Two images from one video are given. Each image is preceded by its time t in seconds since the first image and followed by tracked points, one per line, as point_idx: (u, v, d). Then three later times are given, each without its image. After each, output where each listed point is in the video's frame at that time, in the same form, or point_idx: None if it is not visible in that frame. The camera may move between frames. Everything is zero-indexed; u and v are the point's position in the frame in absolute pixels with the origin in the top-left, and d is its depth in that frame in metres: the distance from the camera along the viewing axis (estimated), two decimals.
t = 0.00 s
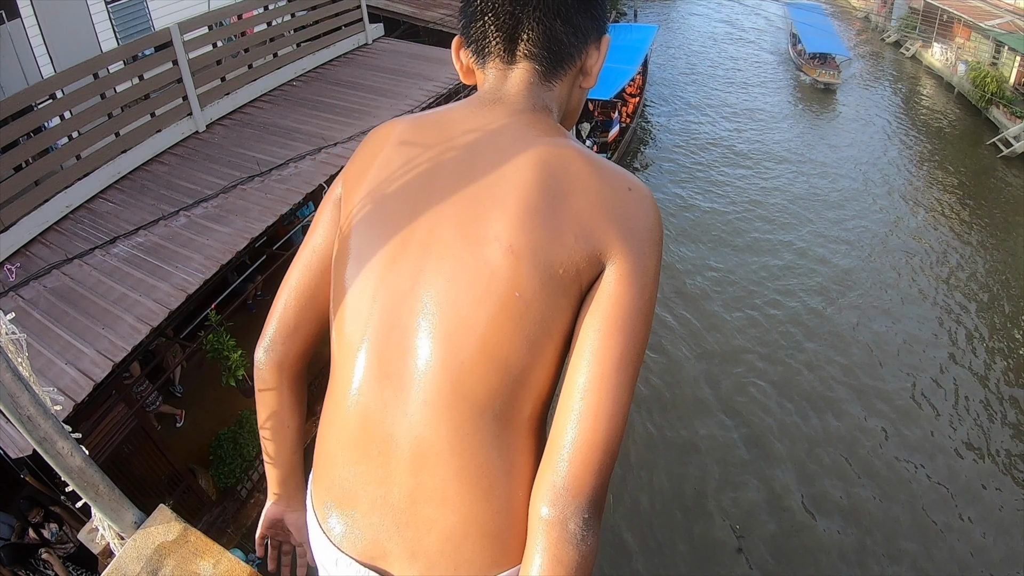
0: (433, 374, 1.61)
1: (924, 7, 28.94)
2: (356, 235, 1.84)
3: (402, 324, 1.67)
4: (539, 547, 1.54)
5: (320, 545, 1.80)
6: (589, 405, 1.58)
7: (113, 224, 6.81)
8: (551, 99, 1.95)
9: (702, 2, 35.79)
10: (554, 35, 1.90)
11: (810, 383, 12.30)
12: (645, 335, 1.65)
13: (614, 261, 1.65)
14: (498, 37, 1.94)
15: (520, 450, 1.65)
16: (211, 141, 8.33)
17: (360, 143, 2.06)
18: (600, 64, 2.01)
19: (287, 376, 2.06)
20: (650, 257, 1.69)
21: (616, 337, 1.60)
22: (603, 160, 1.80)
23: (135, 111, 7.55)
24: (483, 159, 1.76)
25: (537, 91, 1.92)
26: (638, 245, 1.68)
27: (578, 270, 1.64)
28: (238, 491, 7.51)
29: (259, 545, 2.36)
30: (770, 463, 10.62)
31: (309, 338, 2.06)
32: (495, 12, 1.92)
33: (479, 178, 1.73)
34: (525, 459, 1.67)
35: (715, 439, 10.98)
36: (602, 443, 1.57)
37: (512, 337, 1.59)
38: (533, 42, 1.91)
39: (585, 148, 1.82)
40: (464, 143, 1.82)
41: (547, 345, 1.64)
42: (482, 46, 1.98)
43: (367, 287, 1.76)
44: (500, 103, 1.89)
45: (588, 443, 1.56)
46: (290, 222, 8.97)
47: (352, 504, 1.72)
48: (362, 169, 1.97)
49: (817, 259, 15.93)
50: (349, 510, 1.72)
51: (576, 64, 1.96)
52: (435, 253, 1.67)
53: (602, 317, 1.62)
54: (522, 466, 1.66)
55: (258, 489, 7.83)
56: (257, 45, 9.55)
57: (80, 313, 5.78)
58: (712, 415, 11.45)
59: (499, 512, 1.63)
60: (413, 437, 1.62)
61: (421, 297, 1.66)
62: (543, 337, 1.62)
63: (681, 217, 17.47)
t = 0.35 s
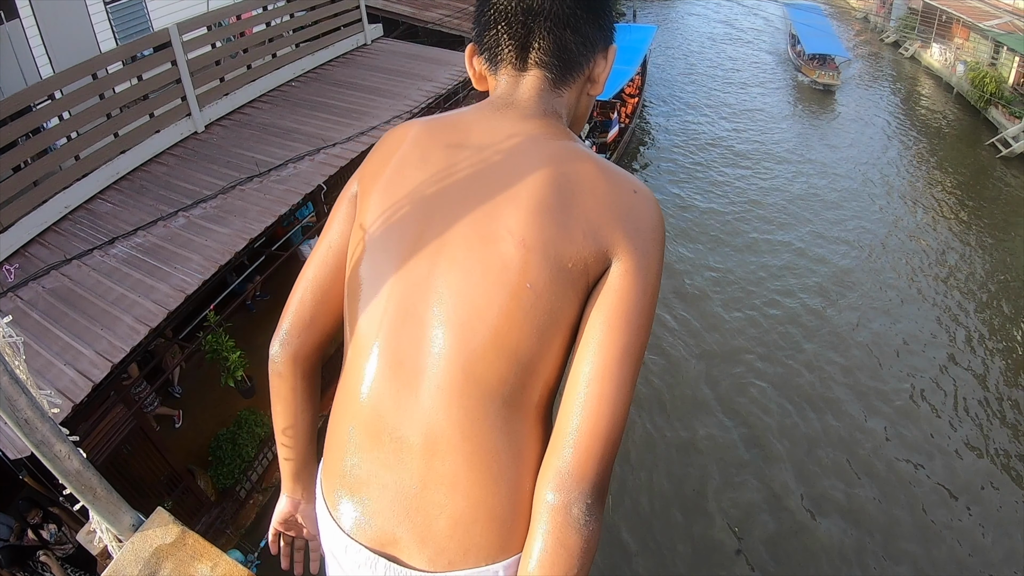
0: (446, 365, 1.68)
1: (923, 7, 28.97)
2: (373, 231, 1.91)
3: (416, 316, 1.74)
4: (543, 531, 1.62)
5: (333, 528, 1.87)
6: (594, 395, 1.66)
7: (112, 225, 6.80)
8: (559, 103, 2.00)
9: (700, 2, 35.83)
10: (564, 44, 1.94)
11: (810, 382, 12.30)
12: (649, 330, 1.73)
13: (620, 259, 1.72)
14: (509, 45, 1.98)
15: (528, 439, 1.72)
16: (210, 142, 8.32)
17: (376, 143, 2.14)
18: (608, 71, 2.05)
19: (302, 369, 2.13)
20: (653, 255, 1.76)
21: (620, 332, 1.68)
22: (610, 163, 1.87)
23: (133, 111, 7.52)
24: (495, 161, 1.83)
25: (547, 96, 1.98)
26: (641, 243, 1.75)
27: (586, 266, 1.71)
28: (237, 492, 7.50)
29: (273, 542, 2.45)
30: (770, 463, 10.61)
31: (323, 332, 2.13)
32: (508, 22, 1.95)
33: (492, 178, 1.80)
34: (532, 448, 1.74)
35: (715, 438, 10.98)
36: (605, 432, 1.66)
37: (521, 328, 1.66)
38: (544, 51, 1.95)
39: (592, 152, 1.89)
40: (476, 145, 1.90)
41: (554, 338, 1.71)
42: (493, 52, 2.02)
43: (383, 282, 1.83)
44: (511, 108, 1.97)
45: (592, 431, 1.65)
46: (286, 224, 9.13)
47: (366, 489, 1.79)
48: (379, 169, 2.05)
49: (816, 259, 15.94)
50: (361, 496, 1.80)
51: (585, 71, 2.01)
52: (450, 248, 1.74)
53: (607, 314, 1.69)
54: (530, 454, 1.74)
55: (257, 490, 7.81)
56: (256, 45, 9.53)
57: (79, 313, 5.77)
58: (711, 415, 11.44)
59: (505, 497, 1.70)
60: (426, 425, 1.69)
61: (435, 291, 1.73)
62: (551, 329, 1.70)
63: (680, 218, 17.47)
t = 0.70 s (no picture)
0: (462, 352, 1.77)
1: (921, 8, 29.01)
2: (392, 228, 2.00)
3: (433, 307, 1.83)
4: (556, 510, 1.70)
5: (345, 516, 1.89)
6: (603, 382, 1.76)
7: (110, 226, 6.79)
8: (569, 113, 2.13)
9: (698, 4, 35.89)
10: (575, 59, 2.09)
11: (808, 383, 12.30)
12: (652, 323, 1.83)
13: (626, 256, 1.84)
14: (525, 58, 2.12)
15: (537, 425, 1.80)
16: (208, 143, 8.31)
17: (392, 146, 2.22)
18: (615, 84, 2.19)
19: (320, 362, 2.18)
20: (657, 254, 1.88)
21: (626, 323, 1.79)
22: (615, 171, 2.00)
23: (131, 112, 7.50)
24: (510, 163, 1.94)
25: (558, 107, 2.11)
26: (644, 242, 1.87)
27: (594, 263, 1.83)
28: (236, 493, 7.48)
29: (294, 539, 2.45)
30: (769, 463, 10.61)
31: (343, 327, 2.19)
32: (523, 34, 2.11)
33: (507, 177, 1.91)
34: (541, 435, 1.82)
35: (714, 438, 10.97)
36: (615, 416, 1.76)
37: (534, 317, 1.76)
38: (556, 63, 2.08)
39: (598, 158, 2.01)
40: (491, 149, 2.01)
41: (564, 327, 1.81)
42: (509, 63, 2.16)
43: (400, 275, 1.91)
44: (525, 116, 2.08)
45: (603, 415, 1.75)
46: (285, 224, 9.30)
47: (377, 476, 1.82)
48: (396, 171, 2.14)
49: (815, 260, 15.94)
50: (372, 482, 1.83)
51: (594, 84, 2.15)
52: (467, 243, 1.84)
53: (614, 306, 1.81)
54: (538, 441, 1.81)
55: (256, 492, 7.80)
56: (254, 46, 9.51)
57: (77, 315, 5.75)
58: (710, 415, 11.44)
59: (516, 481, 1.76)
60: (442, 408, 1.76)
61: (451, 283, 1.82)
62: (561, 319, 1.80)
63: (679, 218, 17.46)
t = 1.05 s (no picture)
0: (473, 344, 1.82)
1: (919, 9, 29.08)
2: (405, 230, 2.08)
3: (444, 302, 1.89)
4: (568, 502, 1.75)
5: (356, 505, 1.91)
6: (612, 375, 1.81)
7: (109, 227, 6.78)
8: (577, 120, 2.16)
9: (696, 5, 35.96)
10: (584, 71, 2.10)
11: (807, 383, 12.30)
12: (659, 320, 1.87)
13: (632, 255, 1.88)
14: (535, 69, 2.13)
15: (544, 417, 1.84)
16: (206, 144, 8.31)
17: (407, 153, 2.29)
18: (622, 95, 2.20)
19: (335, 361, 2.24)
20: (662, 254, 1.93)
21: (633, 318, 1.84)
22: (622, 173, 2.04)
23: (130, 113, 7.49)
24: (519, 166, 2.01)
25: (566, 113, 2.14)
26: (650, 242, 1.92)
27: (601, 262, 1.87)
28: (234, 494, 7.47)
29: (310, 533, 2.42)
30: (768, 464, 10.61)
31: (357, 325, 2.26)
32: (533, 46, 2.13)
33: (517, 180, 1.97)
34: (549, 427, 1.85)
35: (712, 438, 10.97)
36: (624, 408, 1.81)
37: (542, 311, 1.82)
38: (566, 75, 2.10)
39: (604, 162, 2.07)
40: (501, 154, 2.08)
41: (569, 322, 1.86)
42: (519, 72, 2.17)
43: (413, 274, 1.98)
44: (534, 124, 2.13)
45: (611, 407, 1.80)
46: (285, 224, 9.34)
47: (387, 466, 1.85)
48: (410, 176, 2.21)
49: (813, 261, 15.94)
50: (382, 472, 1.85)
51: (601, 96, 2.16)
52: (477, 241, 1.91)
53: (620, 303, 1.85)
54: (546, 433, 1.84)
55: (254, 492, 7.80)
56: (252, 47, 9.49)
57: (74, 316, 5.74)
58: (709, 415, 11.44)
59: (524, 470, 1.78)
60: (451, 398, 1.80)
61: (463, 279, 1.88)
62: (568, 314, 1.85)
63: (677, 219, 17.46)
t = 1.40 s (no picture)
0: (481, 342, 1.91)
1: (917, 10, 29.15)
2: (418, 232, 2.15)
3: (454, 302, 1.98)
4: (580, 492, 1.85)
5: (367, 495, 2.01)
6: (621, 375, 1.89)
7: (106, 228, 6.77)
8: (584, 130, 2.22)
9: (695, 7, 36.04)
10: (590, 85, 2.17)
11: (805, 384, 12.31)
12: (662, 322, 1.96)
13: (635, 260, 1.98)
14: (542, 83, 2.20)
15: (549, 413, 1.93)
16: (203, 145, 8.30)
17: (420, 157, 2.38)
18: (627, 107, 2.26)
19: (351, 359, 2.34)
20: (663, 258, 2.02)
21: (637, 319, 1.92)
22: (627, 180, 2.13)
23: (128, 113, 7.47)
24: (528, 170, 2.09)
25: (573, 123, 2.20)
26: (651, 247, 2.00)
27: (604, 266, 1.96)
28: (231, 496, 7.40)
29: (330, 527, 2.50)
30: (766, 464, 10.60)
31: (371, 325, 2.35)
32: (541, 60, 2.19)
33: (525, 184, 2.05)
34: (553, 423, 1.94)
35: (711, 439, 10.97)
36: (632, 406, 1.88)
37: (548, 311, 1.91)
38: (572, 88, 2.17)
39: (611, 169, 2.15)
40: (510, 158, 2.15)
41: (575, 323, 1.95)
42: (527, 85, 2.23)
43: (425, 273, 2.06)
44: (542, 132, 2.19)
45: (619, 406, 1.87)
46: (284, 227, 9.54)
47: (397, 457, 1.94)
48: (422, 179, 2.28)
49: (812, 261, 15.94)
50: (393, 461, 1.95)
51: (606, 107, 2.23)
52: (487, 243, 1.99)
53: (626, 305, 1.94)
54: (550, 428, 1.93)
55: (251, 493, 7.73)
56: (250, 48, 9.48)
57: (71, 317, 5.73)
58: (707, 416, 11.44)
59: (528, 462, 1.88)
60: (461, 393, 1.89)
61: (472, 279, 1.96)
62: (574, 314, 1.94)
63: (676, 220, 17.46)
